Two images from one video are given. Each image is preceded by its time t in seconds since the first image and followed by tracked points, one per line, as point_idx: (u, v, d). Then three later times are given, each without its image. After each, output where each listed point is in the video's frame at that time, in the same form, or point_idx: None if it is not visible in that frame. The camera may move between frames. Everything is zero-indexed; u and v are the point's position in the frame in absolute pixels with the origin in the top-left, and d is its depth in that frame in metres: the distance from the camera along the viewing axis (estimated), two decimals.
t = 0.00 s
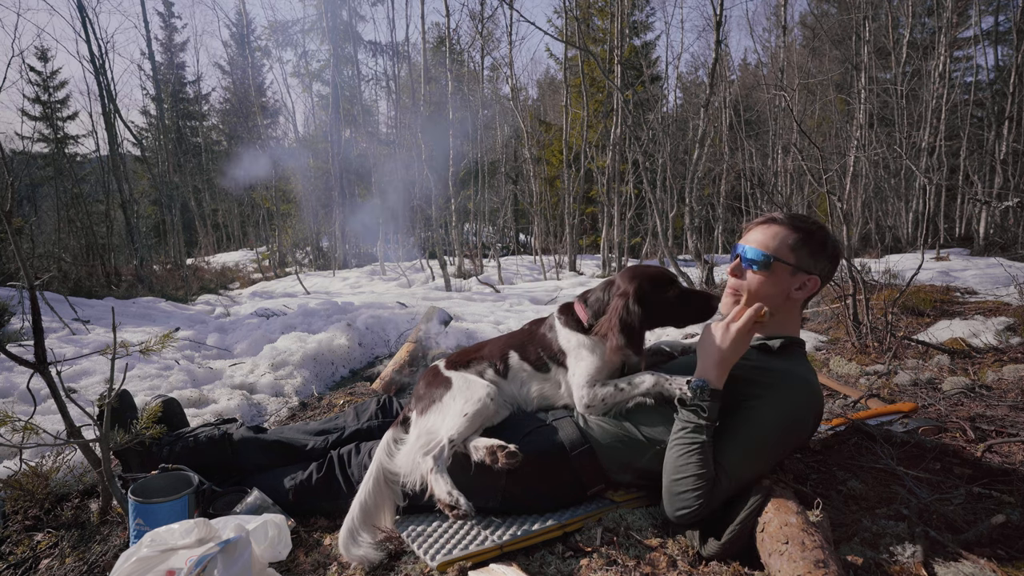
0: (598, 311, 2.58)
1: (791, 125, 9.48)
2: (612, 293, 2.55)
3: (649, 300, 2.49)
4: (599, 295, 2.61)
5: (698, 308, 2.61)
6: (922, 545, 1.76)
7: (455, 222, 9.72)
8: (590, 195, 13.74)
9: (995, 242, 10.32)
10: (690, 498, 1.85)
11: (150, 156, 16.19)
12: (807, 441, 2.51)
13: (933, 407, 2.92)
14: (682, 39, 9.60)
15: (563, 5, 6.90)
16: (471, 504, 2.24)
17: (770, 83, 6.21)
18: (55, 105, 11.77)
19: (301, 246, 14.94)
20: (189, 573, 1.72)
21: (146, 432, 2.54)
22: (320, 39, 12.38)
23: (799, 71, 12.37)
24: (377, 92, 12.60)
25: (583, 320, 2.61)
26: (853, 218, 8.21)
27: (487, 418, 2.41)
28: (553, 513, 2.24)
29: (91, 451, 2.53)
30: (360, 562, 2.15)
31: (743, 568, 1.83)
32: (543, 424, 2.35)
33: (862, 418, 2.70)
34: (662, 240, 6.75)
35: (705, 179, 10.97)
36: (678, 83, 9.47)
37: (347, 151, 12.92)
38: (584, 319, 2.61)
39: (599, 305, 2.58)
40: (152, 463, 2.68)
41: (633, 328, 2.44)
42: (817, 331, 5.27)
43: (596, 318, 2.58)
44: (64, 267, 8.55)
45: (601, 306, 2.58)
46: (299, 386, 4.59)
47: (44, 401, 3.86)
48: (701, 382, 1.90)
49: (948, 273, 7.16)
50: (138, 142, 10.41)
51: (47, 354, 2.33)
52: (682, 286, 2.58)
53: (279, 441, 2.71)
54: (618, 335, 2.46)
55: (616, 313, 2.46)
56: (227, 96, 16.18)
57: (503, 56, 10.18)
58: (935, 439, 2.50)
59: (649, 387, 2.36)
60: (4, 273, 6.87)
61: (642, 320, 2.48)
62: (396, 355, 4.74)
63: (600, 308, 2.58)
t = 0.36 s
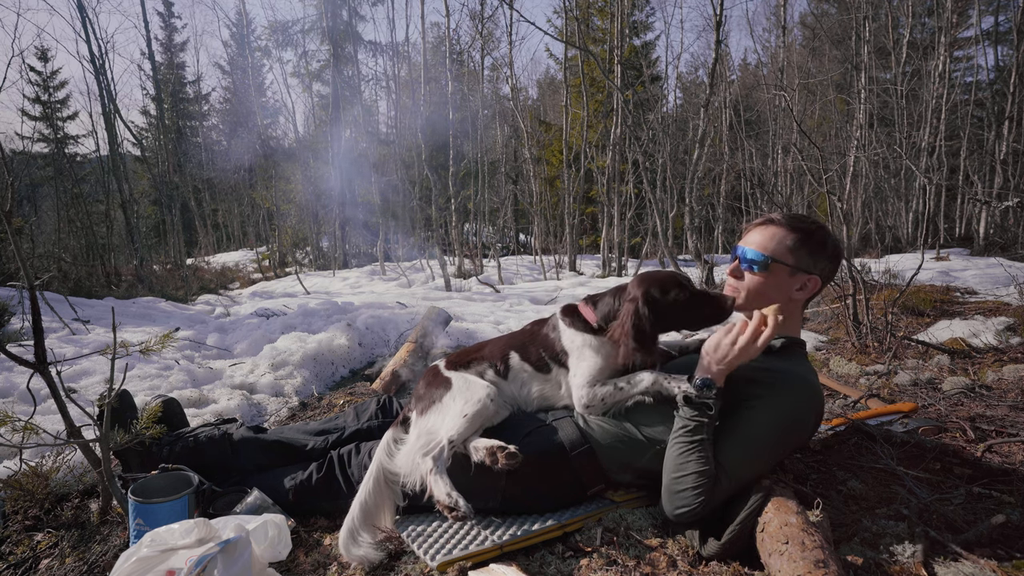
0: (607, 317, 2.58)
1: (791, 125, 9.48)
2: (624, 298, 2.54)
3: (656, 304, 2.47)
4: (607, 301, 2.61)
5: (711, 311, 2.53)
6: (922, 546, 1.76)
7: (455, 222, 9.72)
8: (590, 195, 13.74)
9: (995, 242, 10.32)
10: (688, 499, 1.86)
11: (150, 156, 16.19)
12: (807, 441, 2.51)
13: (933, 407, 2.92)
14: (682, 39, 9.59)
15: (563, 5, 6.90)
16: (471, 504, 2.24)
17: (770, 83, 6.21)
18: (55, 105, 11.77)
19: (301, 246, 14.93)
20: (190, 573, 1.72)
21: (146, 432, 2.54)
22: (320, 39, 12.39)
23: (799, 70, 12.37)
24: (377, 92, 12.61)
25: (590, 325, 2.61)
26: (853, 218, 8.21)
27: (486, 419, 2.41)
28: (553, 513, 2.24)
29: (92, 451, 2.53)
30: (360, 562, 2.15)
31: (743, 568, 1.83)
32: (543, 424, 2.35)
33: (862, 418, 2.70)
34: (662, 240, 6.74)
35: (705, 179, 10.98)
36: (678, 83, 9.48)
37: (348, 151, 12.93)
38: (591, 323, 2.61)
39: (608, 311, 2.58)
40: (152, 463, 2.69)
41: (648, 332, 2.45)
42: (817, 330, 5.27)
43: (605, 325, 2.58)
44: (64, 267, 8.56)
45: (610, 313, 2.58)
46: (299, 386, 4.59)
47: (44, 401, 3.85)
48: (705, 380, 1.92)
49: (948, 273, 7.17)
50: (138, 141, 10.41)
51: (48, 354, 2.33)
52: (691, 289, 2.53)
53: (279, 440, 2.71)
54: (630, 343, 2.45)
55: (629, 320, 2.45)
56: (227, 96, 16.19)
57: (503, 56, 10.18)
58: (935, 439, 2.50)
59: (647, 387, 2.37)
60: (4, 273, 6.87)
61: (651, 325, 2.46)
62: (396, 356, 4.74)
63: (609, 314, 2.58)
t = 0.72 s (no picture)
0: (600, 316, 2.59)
1: (791, 124, 9.48)
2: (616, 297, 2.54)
3: (653, 305, 2.47)
4: (601, 300, 2.62)
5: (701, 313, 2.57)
6: (922, 545, 1.76)
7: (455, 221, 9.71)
8: (590, 195, 13.74)
9: (995, 242, 10.32)
10: (688, 498, 1.86)
11: (150, 155, 16.19)
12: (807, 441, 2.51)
13: (933, 407, 2.92)
14: (682, 39, 9.59)
15: (563, 5, 6.91)
16: (471, 504, 2.24)
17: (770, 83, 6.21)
18: (55, 105, 11.77)
19: (301, 246, 14.93)
20: (189, 573, 1.72)
21: (146, 432, 2.54)
22: (320, 39, 12.40)
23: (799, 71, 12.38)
24: (377, 92, 12.62)
25: (585, 325, 2.62)
26: (853, 218, 8.20)
27: (486, 419, 2.40)
28: (553, 513, 2.24)
29: (92, 451, 2.53)
30: (360, 562, 2.15)
31: (743, 568, 1.83)
32: (543, 425, 2.35)
33: (862, 418, 2.70)
34: (662, 240, 6.74)
35: (705, 179, 10.98)
36: (678, 83, 9.47)
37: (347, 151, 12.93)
38: (586, 323, 2.61)
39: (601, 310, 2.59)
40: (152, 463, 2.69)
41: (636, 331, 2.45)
42: (817, 330, 5.27)
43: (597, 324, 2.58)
44: (64, 267, 8.56)
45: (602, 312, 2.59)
46: (299, 386, 4.59)
47: (44, 401, 3.85)
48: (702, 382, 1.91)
49: (948, 273, 7.17)
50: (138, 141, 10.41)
51: (48, 354, 2.33)
52: (684, 294, 2.57)
53: (279, 441, 2.71)
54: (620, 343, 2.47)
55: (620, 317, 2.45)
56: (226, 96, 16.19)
57: (503, 56, 10.19)
58: (935, 439, 2.50)
59: (645, 388, 2.37)
60: (4, 273, 6.87)
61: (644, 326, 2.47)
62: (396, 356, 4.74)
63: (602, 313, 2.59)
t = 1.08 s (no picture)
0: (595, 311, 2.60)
1: (791, 124, 9.48)
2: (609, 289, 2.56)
3: (645, 298, 2.49)
4: (596, 295, 2.63)
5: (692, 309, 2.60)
6: (921, 545, 1.76)
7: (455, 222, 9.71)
8: (590, 195, 13.75)
9: (995, 242, 10.32)
10: (687, 499, 1.85)
11: (150, 155, 16.20)
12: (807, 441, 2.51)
13: (933, 407, 2.92)
14: (682, 39, 9.59)
15: (563, 5, 6.91)
16: (471, 504, 2.24)
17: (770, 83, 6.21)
18: (55, 105, 11.77)
19: (300, 246, 14.93)
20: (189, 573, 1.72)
21: (146, 431, 2.54)
22: (320, 38, 12.40)
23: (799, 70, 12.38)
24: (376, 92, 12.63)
25: (581, 321, 2.63)
26: (853, 218, 8.20)
27: (487, 418, 2.40)
28: (552, 513, 2.24)
29: (92, 451, 2.53)
30: (360, 562, 2.15)
31: (743, 568, 1.83)
32: (543, 424, 2.35)
33: (862, 418, 2.70)
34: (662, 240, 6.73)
35: (705, 179, 10.98)
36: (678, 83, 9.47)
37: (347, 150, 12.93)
38: (581, 318, 2.63)
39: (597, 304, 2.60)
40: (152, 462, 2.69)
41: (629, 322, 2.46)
42: (817, 330, 5.27)
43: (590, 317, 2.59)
44: (64, 267, 8.56)
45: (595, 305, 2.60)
46: (299, 386, 4.59)
47: (44, 401, 3.85)
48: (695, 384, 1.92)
49: (948, 273, 7.16)
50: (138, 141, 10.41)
51: (47, 354, 2.33)
52: (677, 293, 2.58)
53: (279, 440, 2.71)
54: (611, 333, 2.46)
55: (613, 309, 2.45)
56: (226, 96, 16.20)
57: (503, 56, 10.19)
58: (935, 439, 2.50)
59: (644, 387, 2.36)
60: (4, 273, 6.87)
61: (636, 318, 2.48)
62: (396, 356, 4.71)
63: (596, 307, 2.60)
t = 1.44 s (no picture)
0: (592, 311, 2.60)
1: (791, 124, 9.48)
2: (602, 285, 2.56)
3: (638, 291, 2.49)
4: (591, 293, 2.63)
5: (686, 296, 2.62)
6: (922, 546, 1.76)
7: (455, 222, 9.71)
8: (590, 195, 13.75)
9: (995, 242, 10.32)
10: (687, 500, 1.85)
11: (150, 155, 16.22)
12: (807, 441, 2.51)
13: (933, 407, 2.92)
14: (682, 40, 9.60)
15: (563, 5, 6.91)
16: (471, 504, 2.24)
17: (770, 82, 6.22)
18: (55, 105, 11.78)
19: (301, 246, 14.93)
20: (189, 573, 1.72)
21: (146, 432, 2.54)
22: (320, 39, 12.42)
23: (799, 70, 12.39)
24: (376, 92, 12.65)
25: (577, 321, 2.63)
26: (853, 219, 8.20)
27: (486, 418, 2.40)
28: (552, 513, 2.24)
29: (92, 451, 2.53)
30: (360, 563, 2.15)
31: (743, 568, 1.83)
32: (543, 424, 2.35)
33: (862, 418, 2.70)
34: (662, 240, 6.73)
35: (705, 179, 10.99)
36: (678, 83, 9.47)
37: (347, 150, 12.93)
38: (578, 318, 2.62)
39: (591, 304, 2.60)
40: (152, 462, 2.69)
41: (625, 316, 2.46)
42: (817, 330, 5.27)
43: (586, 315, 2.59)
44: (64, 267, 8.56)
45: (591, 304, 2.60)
46: (299, 386, 4.59)
47: (43, 401, 3.86)
48: (693, 384, 1.92)
49: (949, 273, 7.16)
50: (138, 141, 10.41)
51: (47, 354, 2.33)
52: (669, 279, 2.59)
53: (279, 440, 2.71)
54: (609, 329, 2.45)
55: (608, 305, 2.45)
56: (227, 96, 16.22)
57: (503, 56, 10.20)
58: (935, 439, 2.49)
59: (643, 387, 2.36)
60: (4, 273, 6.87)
61: (631, 311, 2.47)
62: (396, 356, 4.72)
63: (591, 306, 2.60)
